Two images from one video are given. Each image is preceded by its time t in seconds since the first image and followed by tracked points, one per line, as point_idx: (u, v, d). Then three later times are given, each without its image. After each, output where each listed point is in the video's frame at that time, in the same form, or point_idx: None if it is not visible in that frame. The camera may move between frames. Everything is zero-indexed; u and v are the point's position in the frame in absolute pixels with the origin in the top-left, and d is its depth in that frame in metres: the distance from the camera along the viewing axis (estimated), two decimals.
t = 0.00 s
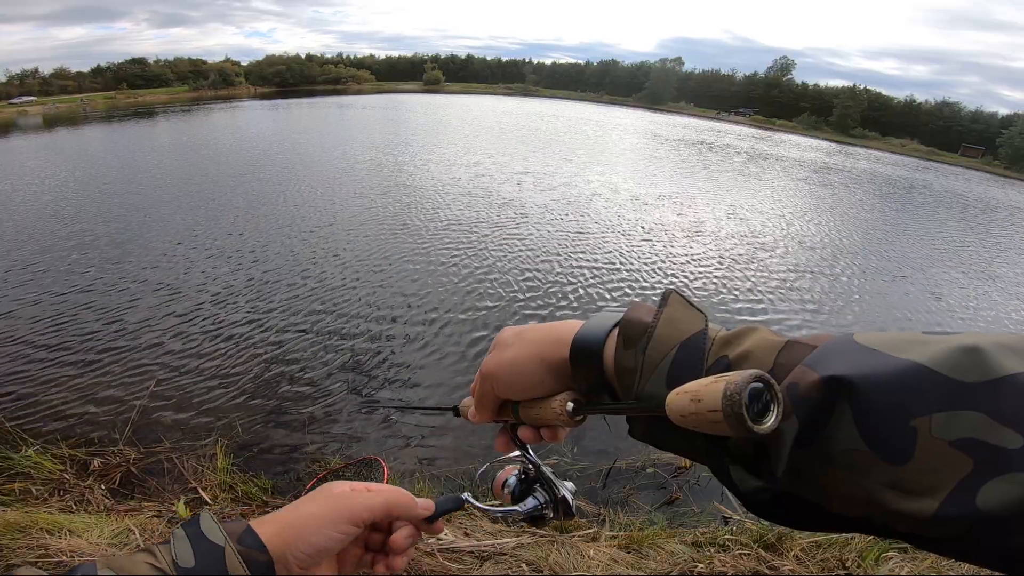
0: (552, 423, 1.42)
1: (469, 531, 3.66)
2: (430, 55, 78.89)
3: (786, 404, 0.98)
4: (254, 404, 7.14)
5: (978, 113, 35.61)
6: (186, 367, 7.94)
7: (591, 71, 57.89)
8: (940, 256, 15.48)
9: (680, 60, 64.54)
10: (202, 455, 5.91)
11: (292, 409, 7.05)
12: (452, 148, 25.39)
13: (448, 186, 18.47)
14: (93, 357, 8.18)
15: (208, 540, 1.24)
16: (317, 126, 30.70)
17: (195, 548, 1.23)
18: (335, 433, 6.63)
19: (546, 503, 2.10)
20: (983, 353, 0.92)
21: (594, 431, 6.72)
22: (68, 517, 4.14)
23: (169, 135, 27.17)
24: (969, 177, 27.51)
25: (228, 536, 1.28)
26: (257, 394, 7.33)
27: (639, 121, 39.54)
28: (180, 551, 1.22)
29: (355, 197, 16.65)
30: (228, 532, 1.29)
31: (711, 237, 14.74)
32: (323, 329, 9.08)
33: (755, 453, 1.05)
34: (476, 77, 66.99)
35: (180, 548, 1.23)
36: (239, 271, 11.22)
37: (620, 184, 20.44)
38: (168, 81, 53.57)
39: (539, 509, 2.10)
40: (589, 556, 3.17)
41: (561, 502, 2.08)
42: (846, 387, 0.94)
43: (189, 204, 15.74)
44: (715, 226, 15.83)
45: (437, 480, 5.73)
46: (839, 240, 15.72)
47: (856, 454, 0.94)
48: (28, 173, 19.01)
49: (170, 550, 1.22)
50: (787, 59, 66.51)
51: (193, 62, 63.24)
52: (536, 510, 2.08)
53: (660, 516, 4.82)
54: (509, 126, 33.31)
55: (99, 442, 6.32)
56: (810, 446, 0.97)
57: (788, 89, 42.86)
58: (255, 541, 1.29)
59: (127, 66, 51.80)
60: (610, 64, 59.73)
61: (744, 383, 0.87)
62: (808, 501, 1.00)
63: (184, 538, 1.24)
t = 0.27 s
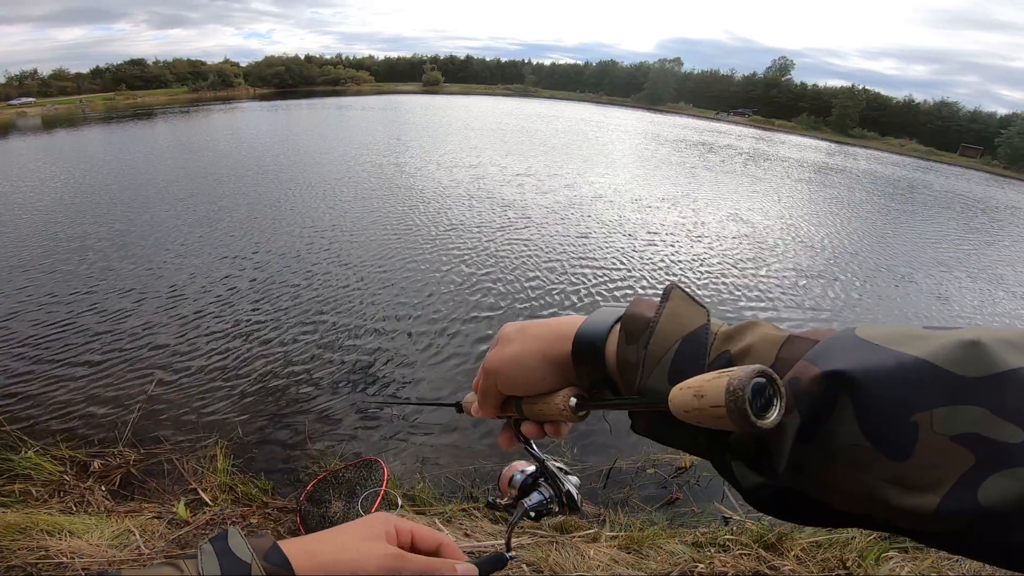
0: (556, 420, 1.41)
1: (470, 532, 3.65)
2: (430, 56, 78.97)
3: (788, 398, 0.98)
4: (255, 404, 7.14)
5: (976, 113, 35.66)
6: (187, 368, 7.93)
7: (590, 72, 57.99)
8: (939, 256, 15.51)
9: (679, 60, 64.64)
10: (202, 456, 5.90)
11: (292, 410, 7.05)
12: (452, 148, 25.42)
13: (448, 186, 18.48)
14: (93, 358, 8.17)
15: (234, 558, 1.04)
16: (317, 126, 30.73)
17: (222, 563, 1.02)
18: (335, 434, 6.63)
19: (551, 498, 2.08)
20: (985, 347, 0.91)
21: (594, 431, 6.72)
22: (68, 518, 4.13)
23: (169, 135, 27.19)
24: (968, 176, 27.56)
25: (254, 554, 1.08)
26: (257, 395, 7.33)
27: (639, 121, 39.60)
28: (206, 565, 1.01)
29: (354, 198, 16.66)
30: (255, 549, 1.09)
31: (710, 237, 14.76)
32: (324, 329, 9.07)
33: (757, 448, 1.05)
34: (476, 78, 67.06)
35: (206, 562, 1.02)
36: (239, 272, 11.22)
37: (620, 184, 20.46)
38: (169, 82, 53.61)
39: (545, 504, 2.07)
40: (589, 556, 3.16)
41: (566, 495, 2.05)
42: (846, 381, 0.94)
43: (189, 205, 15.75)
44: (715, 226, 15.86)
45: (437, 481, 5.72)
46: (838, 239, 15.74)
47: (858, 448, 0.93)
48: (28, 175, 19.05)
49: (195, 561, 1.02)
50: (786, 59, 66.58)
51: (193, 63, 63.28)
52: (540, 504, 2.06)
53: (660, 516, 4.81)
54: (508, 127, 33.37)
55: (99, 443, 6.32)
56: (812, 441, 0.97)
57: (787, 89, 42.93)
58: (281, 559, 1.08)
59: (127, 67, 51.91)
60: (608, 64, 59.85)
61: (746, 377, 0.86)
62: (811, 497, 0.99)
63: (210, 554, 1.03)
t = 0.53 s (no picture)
0: (557, 425, 1.41)
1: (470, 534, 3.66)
2: (428, 57, 78.91)
3: (788, 405, 0.98)
4: (254, 406, 7.13)
5: (975, 112, 35.69)
6: (185, 370, 7.92)
7: (589, 72, 57.98)
8: (939, 256, 15.52)
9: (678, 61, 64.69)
10: (202, 457, 5.90)
11: (292, 411, 7.05)
12: (451, 149, 25.41)
13: (448, 187, 18.49)
14: (92, 360, 8.16)
15: (215, 545, 1.22)
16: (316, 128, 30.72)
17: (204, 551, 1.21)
18: (335, 435, 6.63)
19: (552, 503, 2.08)
20: (986, 353, 0.91)
21: (594, 431, 6.72)
22: (68, 519, 4.13)
23: (168, 137, 27.15)
24: (967, 176, 27.58)
25: (235, 537, 1.27)
26: (257, 397, 7.32)
27: (638, 121, 39.59)
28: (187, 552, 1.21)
29: (354, 199, 16.64)
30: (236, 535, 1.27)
31: (710, 238, 14.77)
32: (323, 331, 9.06)
33: (758, 454, 1.04)
34: (475, 79, 67.03)
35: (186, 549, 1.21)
36: (238, 274, 11.20)
37: (619, 185, 20.45)
38: (167, 83, 53.47)
39: (545, 509, 2.08)
40: (589, 557, 3.17)
41: (566, 501, 2.05)
42: (848, 388, 0.93)
43: (188, 206, 15.74)
44: (714, 227, 15.87)
45: (437, 482, 5.73)
46: (837, 239, 15.76)
47: (859, 455, 0.93)
48: (27, 176, 19.03)
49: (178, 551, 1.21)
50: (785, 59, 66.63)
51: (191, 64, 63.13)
52: (541, 509, 2.06)
53: (660, 517, 4.82)
54: (508, 128, 33.38)
55: (99, 444, 6.31)
56: (814, 447, 0.97)
57: (786, 89, 42.93)
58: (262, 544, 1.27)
59: (126, 68, 51.86)
60: (608, 65, 59.84)
61: (746, 385, 0.86)
62: (811, 503, 0.99)
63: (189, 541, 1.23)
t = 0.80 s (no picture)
0: (557, 428, 1.41)
1: (470, 533, 3.67)
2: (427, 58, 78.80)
3: (789, 405, 0.98)
4: (254, 407, 7.12)
5: (975, 112, 35.68)
6: (185, 371, 7.91)
7: (588, 73, 57.93)
8: (939, 256, 15.53)
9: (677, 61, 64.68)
10: (202, 458, 5.90)
11: (292, 412, 7.04)
12: (451, 150, 25.38)
13: (447, 188, 18.49)
14: (91, 361, 8.14)
15: (206, 542, 1.38)
16: (315, 128, 30.69)
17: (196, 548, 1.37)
18: (335, 436, 6.63)
19: (550, 507, 2.09)
20: (987, 353, 0.91)
21: (594, 431, 6.72)
22: (67, 521, 4.12)
23: (166, 138, 27.10)
24: (966, 176, 27.57)
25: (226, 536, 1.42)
26: (257, 398, 7.31)
27: (637, 121, 39.56)
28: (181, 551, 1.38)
29: (353, 200, 16.62)
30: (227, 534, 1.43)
31: (709, 238, 14.76)
32: (323, 332, 9.05)
33: (758, 456, 1.04)
34: (474, 79, 66.91)
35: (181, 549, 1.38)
36: (238, 275, 11.19)
37: (619, 186, 20.42)
38: (165, 84, 53.27)
39: (544, 513, 2.09)
40: (590, 557, 3.16)
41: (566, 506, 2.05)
42: (849, 388, 0.93)
43: (187, 207, 15.72)
44: (713, 227, 15.88)
45: (436, 482, 5.74)
46: (837, 240, 15.76)
47: (860, 456, 0.93)
48: (25, 177, 18.96)
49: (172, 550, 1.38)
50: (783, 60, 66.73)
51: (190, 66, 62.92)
52: (540, 514, 2.07)
53: (661, 517, 4.82)
54: (507, 129, 33.36)
55: (98, 446, 6.30)
56: (814, 448, 0.97)
57: (785, 89, 42.91)
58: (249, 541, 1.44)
59: (124, 68, 51.76)
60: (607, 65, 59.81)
61: (747, 386, 0.86)
62: (811, 504, 0.99)
63: (183, 539, 1.40)
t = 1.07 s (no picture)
0: (560, 424, 1.41)
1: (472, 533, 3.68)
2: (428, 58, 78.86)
3: (790, 401, 0.98)
4: (255, 408, 7.13)
5: (975, 111, 35.70)
6: (186, 371, 7.93)
7: (588, 72, 57.99)
8: (939, 255, 15.54)
9: (677, 60, 64.68)
10: (203, 458, 5.91)
11: (293, 413, 7.04)
12: (451, 150, 25.43)
13: (447, 189, 18.51)
14: (93, 362, 8.17)
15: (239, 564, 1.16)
16: (316, 129, 30.73)
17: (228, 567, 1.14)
18: (337, 436, 6.63)
19: (554, 503, 2.09)
20: (983, 350, 0.92)
21: (594, 431, 6.73)
22: (69, 521, 4.13)
23: (167, 138, 27.16)
24: (966, 176, 27.59)
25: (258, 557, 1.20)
26: (258, 399, 7.31)
27: (637, 121, 39.63)
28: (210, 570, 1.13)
29: (354, 201, 16.65)
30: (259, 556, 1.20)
31: (710, 238, 14.78)
32: (324, 332, 9.07)
33: (761, 453, 1.05)
34: (474, 79, 66.97)
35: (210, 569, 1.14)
36: (239, 275, 11.21)
37: (619, 186, 20.45)
38: (167, 85, 53.37)
39: (547, 508, 2.10)
40: (592, 557, 3.17)
41: (569, 500, 2.06)
42: (848, 385, 0.94)
43: (188, 208, 15.76)
44: (713, 227, 15.90)
45: (438, 482, 5.74)
46: (837, 239, 15.77)
47: (860, 451, 0.94)
48: (27, 178, 19.01)
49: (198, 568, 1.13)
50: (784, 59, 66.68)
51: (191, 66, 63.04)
52: (543, 509, 2.08)
53: (662, 517, 4.83)
54: (507, 129, 33.39)
55: (100, 446, 6.31)
56: (815, 445, 0.97)
57: (785, 89, 42.94)
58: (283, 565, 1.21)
59: (124, 69, 51.86)
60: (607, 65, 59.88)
61: (748, 383, 0.87)
62: (813, 499, 1.00)
63: (215, 560, 1.16)
